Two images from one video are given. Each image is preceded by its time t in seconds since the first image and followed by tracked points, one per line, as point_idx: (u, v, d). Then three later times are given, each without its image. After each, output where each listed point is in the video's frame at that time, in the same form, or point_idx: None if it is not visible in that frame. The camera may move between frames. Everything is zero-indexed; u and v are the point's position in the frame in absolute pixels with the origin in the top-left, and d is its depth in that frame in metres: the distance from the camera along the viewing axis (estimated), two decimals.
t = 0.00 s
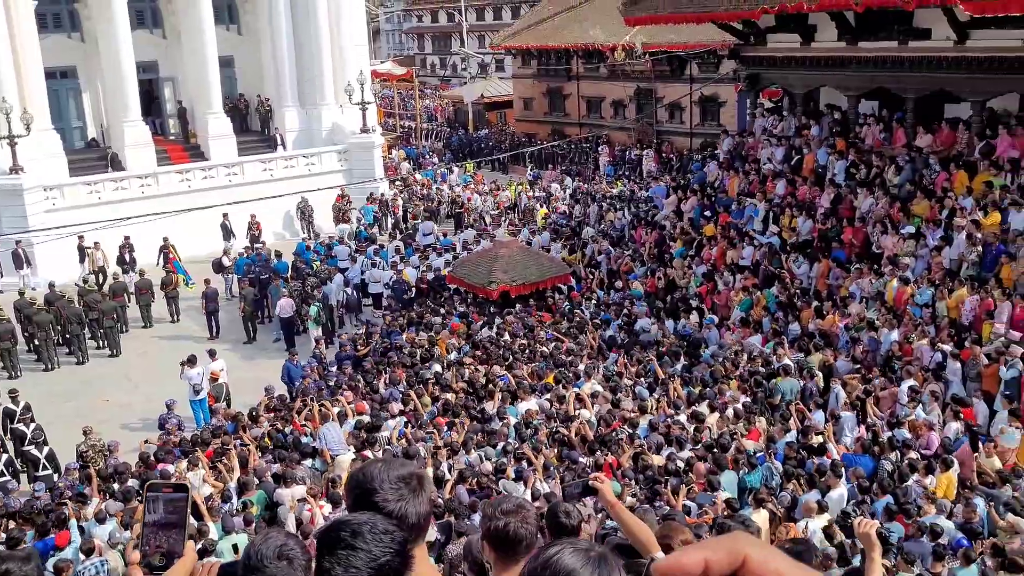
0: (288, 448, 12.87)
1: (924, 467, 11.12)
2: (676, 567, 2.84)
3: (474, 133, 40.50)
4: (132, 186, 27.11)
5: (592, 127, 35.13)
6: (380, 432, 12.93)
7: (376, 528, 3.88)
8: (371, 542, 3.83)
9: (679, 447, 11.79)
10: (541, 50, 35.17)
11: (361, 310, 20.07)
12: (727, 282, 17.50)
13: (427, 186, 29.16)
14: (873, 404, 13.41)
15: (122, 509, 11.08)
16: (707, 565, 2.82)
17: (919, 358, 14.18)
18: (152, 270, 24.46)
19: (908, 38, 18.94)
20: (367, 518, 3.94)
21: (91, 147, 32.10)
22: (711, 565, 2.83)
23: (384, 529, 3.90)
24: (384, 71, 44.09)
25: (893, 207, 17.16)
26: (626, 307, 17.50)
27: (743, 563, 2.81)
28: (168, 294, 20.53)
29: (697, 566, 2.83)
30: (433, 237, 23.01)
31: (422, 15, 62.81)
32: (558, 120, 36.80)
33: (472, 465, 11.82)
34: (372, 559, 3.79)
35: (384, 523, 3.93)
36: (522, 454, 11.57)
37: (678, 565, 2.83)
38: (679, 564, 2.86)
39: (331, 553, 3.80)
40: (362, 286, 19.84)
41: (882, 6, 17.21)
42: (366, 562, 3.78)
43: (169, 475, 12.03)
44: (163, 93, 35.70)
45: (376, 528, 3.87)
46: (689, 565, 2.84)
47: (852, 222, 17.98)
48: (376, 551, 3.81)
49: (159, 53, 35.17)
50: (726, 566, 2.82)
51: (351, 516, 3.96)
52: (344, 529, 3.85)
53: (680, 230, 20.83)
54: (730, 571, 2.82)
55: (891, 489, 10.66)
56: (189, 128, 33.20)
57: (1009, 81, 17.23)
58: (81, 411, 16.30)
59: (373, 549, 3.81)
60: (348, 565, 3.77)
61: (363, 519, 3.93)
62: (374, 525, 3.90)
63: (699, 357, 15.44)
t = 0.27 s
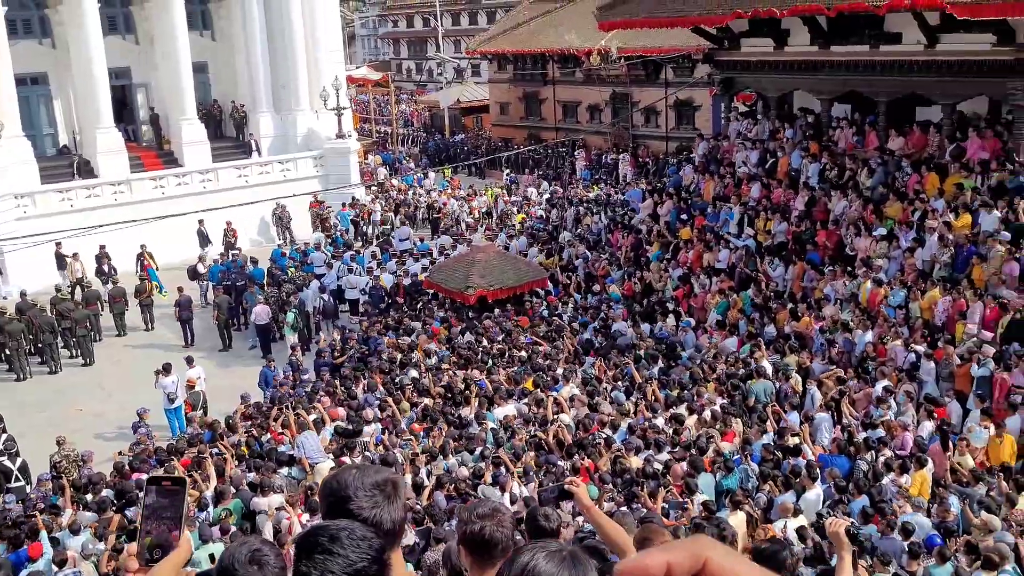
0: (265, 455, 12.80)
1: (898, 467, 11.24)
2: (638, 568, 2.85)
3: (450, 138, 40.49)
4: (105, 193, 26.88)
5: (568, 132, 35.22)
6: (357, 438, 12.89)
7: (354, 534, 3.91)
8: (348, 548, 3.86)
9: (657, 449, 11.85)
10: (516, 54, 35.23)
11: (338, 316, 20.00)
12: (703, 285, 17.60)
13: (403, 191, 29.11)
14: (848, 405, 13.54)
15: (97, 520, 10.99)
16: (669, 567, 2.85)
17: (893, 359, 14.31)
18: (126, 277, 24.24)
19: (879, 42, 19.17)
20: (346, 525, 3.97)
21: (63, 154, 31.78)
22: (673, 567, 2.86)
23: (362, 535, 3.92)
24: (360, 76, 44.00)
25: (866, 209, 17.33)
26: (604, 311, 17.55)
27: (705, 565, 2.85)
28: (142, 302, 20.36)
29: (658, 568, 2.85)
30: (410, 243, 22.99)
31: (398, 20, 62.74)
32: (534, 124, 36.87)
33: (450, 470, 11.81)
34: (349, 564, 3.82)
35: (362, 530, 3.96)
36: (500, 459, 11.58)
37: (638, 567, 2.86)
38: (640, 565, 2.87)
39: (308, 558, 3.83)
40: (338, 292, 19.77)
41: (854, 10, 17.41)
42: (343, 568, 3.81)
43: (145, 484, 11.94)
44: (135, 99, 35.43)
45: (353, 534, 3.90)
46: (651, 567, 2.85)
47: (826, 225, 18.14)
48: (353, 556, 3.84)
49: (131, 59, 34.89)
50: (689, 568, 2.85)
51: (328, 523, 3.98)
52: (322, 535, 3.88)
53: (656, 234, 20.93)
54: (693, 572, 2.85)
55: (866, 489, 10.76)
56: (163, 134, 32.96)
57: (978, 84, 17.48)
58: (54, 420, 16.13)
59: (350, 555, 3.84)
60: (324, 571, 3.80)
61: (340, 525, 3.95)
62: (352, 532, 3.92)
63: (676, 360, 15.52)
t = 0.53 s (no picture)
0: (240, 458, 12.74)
1: (872, 464, 11.37)
2: None
3: (427, 139, 40.46)
4: (78, 194, 26.63)
5: (545, 133, 35.29)
6: (333, 440, 12.85)
7: (329, 537, 3.93)
8: (322, 551, 3.88)
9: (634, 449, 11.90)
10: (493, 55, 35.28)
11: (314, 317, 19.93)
12: (679, 285, 17.70)
13: (380, 192, 29.06)
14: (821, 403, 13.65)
15: (70, 524, 10.87)
16: None
17: (866, 357, 14.45)
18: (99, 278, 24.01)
19: (852, 44, 19.39)
20: (321, 527, 3.99)
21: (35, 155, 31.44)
22: None
23: (337, 538, 3.94)
24: (336, 77, 43.86)
25: (840, 209, 17.50)
26: (580, 311, 17.60)
27: None
28: (116, 304, 20.19)
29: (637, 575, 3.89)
30: (387, 243, 22.97)
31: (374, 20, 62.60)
32: (511, 125, 36.89)
33: (427, 471, 11.80)
34: (323, 566, 3.84)
35: (337, 533, 3.98)
36: (476, 459, 11.59)
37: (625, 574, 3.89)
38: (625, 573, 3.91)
39: (282, 559, 3.85)
40: (314, 292, 19.69)
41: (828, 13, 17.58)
42: (317, 570, 3.82)
43: (118, 488, 11.83)
44: (108, 99, 35.12)
45: (328, 537, 3.93)
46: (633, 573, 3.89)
47: (800, 225, 18.29)
48: (327, 559, 3.86)
49: (104, 58, 34.58)
50: None
51: (302, 526, 4.00)
52: (296, 537, 3.90)
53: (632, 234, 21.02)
54: None
55: (840, 487, 10.86)
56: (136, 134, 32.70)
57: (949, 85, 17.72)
58: (27, 424, 15.95)
59: (324, 558, 3.86)
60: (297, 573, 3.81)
61: (315, 528, 3.98)
62: (327, 534, 3.95)
63: (651, 359, 15.59)
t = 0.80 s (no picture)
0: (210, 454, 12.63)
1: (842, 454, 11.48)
2: None
3: (399, 132, 40.30)
4: (44, 188, 26.24)
5: (517, 125, 35.27)
6: (305, 435, 12.78)
7: (301, 536, 3.85)
8: (295, 549, 3.79)
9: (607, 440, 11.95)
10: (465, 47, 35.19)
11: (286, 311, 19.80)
12: (651, 278, 17.76)
13: (351, 185, 28.89)
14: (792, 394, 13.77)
15: (37, 522, 10.73)
16: None
17: (836, 348, 14.58)
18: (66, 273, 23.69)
19: (821, 37, 19.61)
20: (294, 526, 3.91)
21: None
22: None
23: (310, 537, 3.86)
24: (306, 69, 43.50)
25: (810, 202, 17.63)
26: (553, 304, 17.61)
27: None
28: (84, 299, 19.93)
29: None
30: (359, 237, 22.86)
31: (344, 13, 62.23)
32: (483, 118, 36.84)
33: (399, 465, 11.78)
34: (295, 565, 3.75)
35: (311, 531, 3.90)
36: (448, 453, 11.57)
37: None
38: None
39: (253, 557, 3.77)
40: (285, 287, 19.57)
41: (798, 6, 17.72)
42: (289, 569, 3.74)
43: (87, 485, 11.69)
44: (75, 91, 34.63)
45: (301, 536, 3.84)
46: None
47: (771, 217, 18.42)
48: (299, 558, 3.78)
49: (70, 50, 34.09)
50: None
51: (274, 524, 3.92)
52: (267, 535, 3.82)
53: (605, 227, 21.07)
54: None
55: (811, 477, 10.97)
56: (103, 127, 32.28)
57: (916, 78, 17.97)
58: None
59: (296, 556, 3.78)
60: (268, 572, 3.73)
61: (288, 526, 3.90)
62: (300, 533, 3.87)
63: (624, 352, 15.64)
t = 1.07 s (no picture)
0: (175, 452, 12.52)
1: (806, 443, 11.65)
2: None
3: (364, 126, 40.09)
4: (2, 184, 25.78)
5: (484, 119, 35.22)
6: (271, 431, 12.71)
7: (260, 539, 3.84)
8: (252, 553, 3.79)
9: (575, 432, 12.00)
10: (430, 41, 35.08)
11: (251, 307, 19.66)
12: (618, 271, 17.87)
13: (317, 179, 28.70)
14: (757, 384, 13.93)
15: None
16: None
17: (799, 339, 14.76)
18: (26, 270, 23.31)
19: (784, 31, 19.86)
20: (253, 528, 3.91)
21: None
22: None
23: (268, 540, 3.87)
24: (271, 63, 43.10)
25: (774, 194, 17.81)
26: (520, 298, 17.64)
27: None
28: (44, 296, 19.63)
29: None
30: (324, 232, 22.75)
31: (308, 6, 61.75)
32: (450, 112, 36.75)
33: (367, 460, 11.76)
34: (251, 570, 3.76)
35: (269, 534, 3.90)
36: (416, 447, 11.57)
37: None
38: None
39: (210, 561, 3.77)
40: (250, 283, 19.43)
41: None
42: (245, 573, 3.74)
43: (49, 485, 11.54)
44: (33, 85, 34.05)
45: (260, 539, 3.84)
46: None
47: (736, 210, 18.58)
48: (257, 562, 3.78)
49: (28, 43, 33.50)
50: None
51: (233, 525, 3.92)
52: (226, 538, 3.82)
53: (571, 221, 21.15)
54: None
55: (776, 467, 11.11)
56: (62, 122, 31.77)
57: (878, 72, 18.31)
58: None
59: (253, 561, 3.78)
60: None
61: (246, 528, 3.89)
62: (259, 537, 3.86)
63: (591, 344, 15.73)
